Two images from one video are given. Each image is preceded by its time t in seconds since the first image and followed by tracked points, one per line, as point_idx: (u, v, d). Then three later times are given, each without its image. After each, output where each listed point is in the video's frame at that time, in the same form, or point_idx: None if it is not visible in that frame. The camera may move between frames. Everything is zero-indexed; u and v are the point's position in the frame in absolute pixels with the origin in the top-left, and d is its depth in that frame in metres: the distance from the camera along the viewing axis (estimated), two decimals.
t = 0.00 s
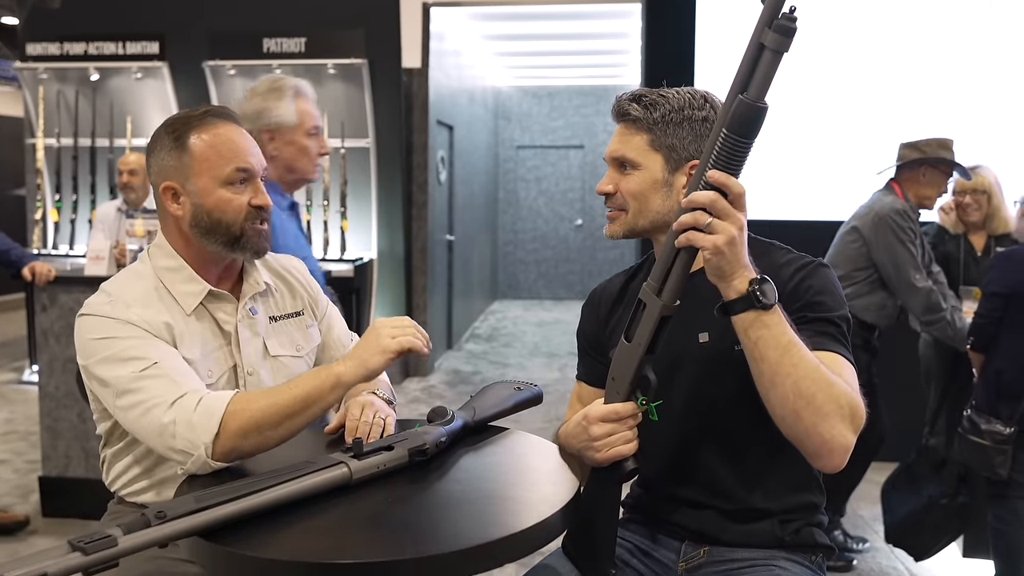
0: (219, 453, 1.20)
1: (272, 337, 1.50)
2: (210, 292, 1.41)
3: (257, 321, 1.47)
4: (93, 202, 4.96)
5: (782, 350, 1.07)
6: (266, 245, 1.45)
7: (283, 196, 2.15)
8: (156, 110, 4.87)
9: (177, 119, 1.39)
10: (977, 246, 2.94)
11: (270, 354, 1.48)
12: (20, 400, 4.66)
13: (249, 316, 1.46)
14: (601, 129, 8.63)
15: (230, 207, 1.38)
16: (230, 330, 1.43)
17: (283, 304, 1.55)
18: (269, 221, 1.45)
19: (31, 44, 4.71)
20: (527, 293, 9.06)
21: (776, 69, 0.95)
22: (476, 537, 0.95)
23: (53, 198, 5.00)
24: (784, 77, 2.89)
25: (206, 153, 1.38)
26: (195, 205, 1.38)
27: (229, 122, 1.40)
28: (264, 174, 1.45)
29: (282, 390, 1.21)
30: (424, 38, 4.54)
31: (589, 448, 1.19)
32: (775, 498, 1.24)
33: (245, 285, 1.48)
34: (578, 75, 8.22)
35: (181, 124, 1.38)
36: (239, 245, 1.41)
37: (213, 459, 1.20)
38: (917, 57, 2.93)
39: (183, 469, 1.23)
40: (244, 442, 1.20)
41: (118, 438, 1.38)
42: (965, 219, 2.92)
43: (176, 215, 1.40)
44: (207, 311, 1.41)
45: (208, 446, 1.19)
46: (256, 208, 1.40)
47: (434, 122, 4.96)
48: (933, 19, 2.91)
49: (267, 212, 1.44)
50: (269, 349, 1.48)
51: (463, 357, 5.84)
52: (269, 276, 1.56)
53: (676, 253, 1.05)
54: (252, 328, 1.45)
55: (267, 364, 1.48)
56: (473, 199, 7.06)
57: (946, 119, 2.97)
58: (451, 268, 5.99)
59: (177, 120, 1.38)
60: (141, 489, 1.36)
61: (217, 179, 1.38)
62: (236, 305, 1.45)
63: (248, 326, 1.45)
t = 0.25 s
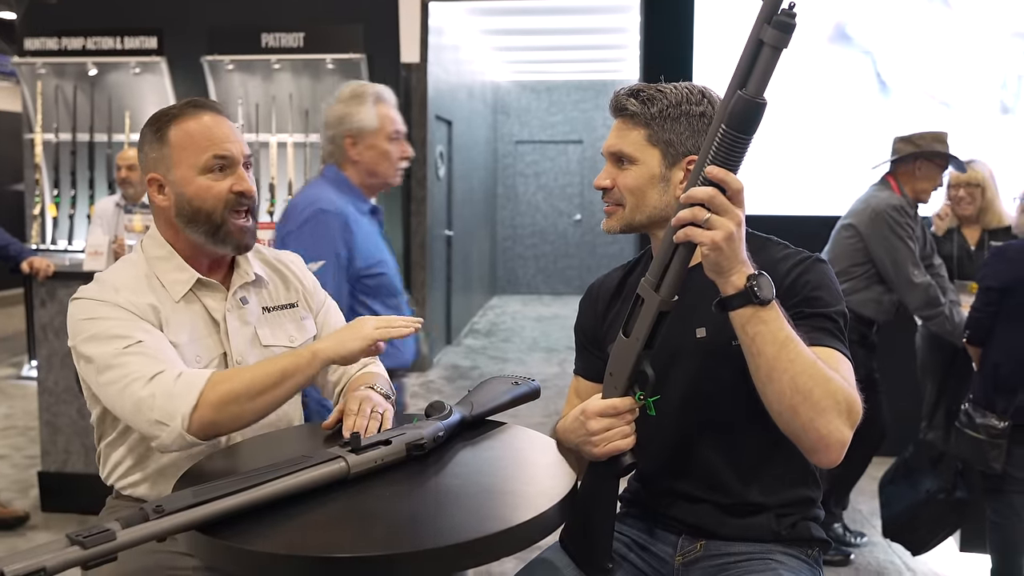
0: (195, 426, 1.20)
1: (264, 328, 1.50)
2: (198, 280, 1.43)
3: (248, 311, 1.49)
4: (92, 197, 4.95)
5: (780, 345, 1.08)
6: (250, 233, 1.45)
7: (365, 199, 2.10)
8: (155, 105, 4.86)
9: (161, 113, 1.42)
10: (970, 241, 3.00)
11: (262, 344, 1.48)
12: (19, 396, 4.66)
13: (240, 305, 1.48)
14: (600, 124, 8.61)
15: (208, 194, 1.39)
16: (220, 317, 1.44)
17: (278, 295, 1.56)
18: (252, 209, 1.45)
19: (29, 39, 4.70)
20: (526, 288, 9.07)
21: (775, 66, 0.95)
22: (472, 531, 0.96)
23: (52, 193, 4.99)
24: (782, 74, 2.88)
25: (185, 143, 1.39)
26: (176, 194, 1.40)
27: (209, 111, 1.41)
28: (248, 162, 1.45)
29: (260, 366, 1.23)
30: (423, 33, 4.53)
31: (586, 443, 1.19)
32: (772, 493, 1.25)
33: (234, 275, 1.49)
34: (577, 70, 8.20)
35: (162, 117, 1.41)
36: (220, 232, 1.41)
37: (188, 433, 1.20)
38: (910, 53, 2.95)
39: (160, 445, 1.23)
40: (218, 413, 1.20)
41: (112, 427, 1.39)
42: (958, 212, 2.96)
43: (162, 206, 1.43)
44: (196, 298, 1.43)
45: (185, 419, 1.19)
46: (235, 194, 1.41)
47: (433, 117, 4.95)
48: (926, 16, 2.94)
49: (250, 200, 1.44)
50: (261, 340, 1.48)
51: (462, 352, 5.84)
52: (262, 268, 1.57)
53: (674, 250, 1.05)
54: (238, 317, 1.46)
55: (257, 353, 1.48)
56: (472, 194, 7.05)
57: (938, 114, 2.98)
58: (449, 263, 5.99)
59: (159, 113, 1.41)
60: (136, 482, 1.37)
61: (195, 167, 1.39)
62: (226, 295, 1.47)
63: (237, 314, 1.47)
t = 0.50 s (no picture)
0: (157, 425, 1.21)
1: (260, 325, 1.51)
2: (193, 276, 1.46)
3: (243, 307, 1.50)
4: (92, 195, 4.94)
5: (776, 346, 1.09)
6: (252, 230, 1.48)
7: (448, 190, 2.10)
8: (154, 103, 4.85)
9: (161, 114, 1.45)
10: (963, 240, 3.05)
11: (256, 340, 1.49)
12: (19, 394, 4.66)
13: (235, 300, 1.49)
14: (599, 122, 8.61)
15: (210, 191, 1.42)
16: (215, 312, 1.46)
17: (274, 294, 1.57)
18: (253, 207, 1.48)
19: (29, 37, 4.72)
20: (525, 287, 9.07)
21: (772, 68, 0.96)
22: (469, 531, 0.96)
23: (51, 191, 4.97)
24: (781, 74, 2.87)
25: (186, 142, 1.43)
26: (179, 191, 1.43)
27: (210, 112, 1.45)
28: (248, 161, 1.49)
29: (228, 368, 1.22)
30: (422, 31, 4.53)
31: (584, 442, 1.20)
32: (768, 492, 1.25)
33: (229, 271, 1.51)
34: (576, 68, 8.21)
35: (162, 117, 1.44)
36: (220, 230, 1.44)
37: (151, 430, 1.21)
38: (906, 50, 2.94)
39: (128, 441, 1.24)
40: (178, 414, 1.20)
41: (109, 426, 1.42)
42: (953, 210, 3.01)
43: (163, 204, 1.46)
44: (192, 294, 1.46)
45: (147, 416, 1.20)
46: (237, 192, 1.44)
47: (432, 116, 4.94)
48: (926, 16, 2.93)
49: (251, 198, 1.47)
50: (256, 335, 1.50)
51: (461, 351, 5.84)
52: (257, 265, 1.58)
53: (671, 250, 1.06)
54: (233, 314, 1.48)
55: (252, 348, 1.49)
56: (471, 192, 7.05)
57: (935, 113, 2.99)
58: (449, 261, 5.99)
59: (159, 114, 1.45)
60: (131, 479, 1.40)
61: (198, 166, 1.42)
62: (220, 290, 1.49)
63: (231, 310, 1.48)
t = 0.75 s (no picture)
0: (113, 445, 1.19)
1: (260, 324, 1.52)
2: (193, 278, 1.46)
3: (243, 307, 1.51)
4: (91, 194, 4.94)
5: (778, 345, 1.09)
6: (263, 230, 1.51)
7: (520, 189, 2.16)
8: (154, 102, 4.86)
9: (158, 119, 1.46)
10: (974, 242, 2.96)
11: (257, 339, 1.50)
12: (19, 394, 4.66)
13: (235, 300, 1.50)
14: (598, 121, 8.62)
15: (225, 195, 1.45)
16: (216, 312, 1.47)
17: (273, 293, 1.58)
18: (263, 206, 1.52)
19: (30, 37, 4.73)
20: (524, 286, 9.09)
21: (774, 71, 0.96)
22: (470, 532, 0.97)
23: (51, 191, 4.97)
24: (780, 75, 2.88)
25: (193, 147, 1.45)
26: (191, 198, 1.44)
27: (211, 115, 1.47)
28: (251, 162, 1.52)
29: (175, 391, 1.18)
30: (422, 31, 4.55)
31: (586, 442, 1.20)
32: (769, 492, 1.26)
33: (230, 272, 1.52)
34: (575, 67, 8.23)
35: (167, 124, 1.45)
36: (239, 232, 1.47)
37: (106, 451, 1.20)
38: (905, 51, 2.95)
39: (95, 457, 1.24)
40: (130, 436, 1.17)
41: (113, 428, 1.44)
42: (962, 208, 2.92)
43: (173, 211, 1.46)
44: (194, 296, 1.47)
45: (103, 437, 1.18)
46: (249, 193, 1.47)
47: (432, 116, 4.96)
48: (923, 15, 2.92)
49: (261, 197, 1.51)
50: (257, 333, 1.51)
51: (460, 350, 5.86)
52: (257, 266, 1.59)
53: (673, 252, 1.07)
54: (235, 315, 1.49)
55: (253, 348, 1.50)
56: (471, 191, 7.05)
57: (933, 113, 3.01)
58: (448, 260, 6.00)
59: (163, 120, 1.45)
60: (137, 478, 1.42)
61: (209, 170, 1.45)
62: (221, 290, 1.50)
63: (231, 311, 1.49)
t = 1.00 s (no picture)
0: (92, 456, 1.19)
1: (255, 323, 1.52)
2: (188, 278, 1.47)
3: (238, 305, 1.51)
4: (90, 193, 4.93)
5: (773, 344, 1.10)
6: (251, 228, 1.52)
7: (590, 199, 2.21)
8: (153, 101, 4.85)
9: (149, 117, 1.47)
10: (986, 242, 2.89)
11: (252, 337, 1.51)
12: (17, 393, 4.66)
13: (230, 299, 1.51)
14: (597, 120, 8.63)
15: (213, 192, 1.46)
16: (209, 312, 1.48)
17: (266, 292, 1.58)
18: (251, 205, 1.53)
19: (28, 36, 4.73)
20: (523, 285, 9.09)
21: (768, 72, 0.97)
22: (465, 531, 0.97)
23: (49, 190, 4.96)
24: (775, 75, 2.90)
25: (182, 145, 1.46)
26: (180, 194, 1.45)
27: (200, 114, 1.48)
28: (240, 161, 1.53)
29: (147, 405, 1.17)
30: (420, 30, 4.55)
31: (581, 441, 1.21)
32: (763, 491, 1.27)
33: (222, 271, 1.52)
34: (574, 66, 8.23)
35: (156, 122, 1.46)
36: (225, 229, 1.48)
37: (87, 461, 1.19)
38: (903, 51, 2.95)
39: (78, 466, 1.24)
40: (107, 448, 1.17)
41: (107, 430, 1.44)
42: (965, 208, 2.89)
43: (162, 208, 1.47)
44: (187, 297, 1.47)
45: (81, 449, 1.18)
46: (237, 191, 1.48)
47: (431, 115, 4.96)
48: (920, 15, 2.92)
49: (249, 196, 1.52)
50: (251, 332, 1.51)
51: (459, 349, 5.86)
52: (250, 264, 1.59)
53: (668, 252, 1.07)
54: (230, 314, 1.50)
55: (248, 347, 1.50)
56: (470, 190, 7.05)
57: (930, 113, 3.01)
58: (446, 259, 6.00)
59: (152, 119, 1.46)
60: (132, 478, 1.42)
61: (198, 168, 1.46)
62: (215, 290, 1.50)
63: (226, 310, 1.49)
